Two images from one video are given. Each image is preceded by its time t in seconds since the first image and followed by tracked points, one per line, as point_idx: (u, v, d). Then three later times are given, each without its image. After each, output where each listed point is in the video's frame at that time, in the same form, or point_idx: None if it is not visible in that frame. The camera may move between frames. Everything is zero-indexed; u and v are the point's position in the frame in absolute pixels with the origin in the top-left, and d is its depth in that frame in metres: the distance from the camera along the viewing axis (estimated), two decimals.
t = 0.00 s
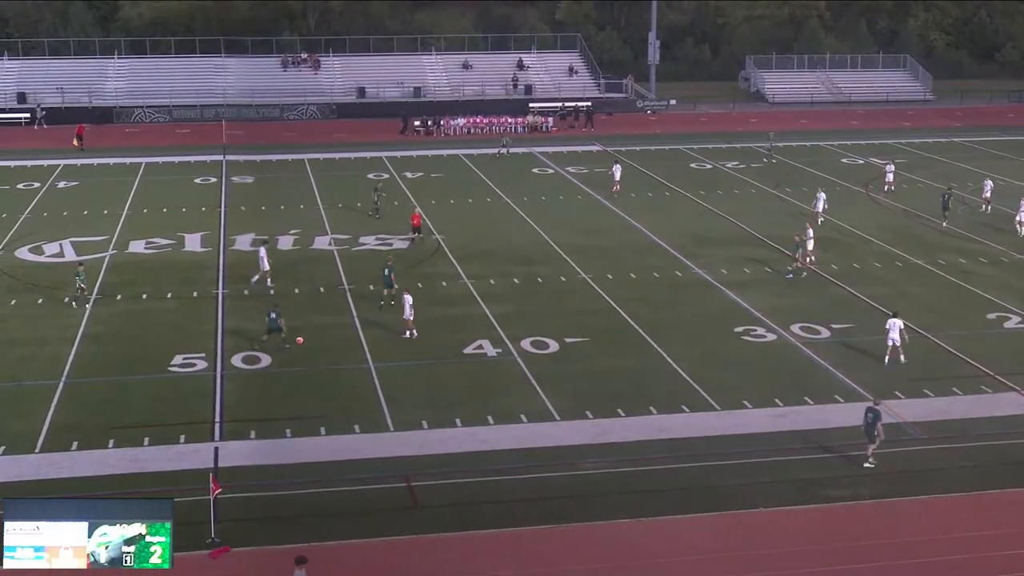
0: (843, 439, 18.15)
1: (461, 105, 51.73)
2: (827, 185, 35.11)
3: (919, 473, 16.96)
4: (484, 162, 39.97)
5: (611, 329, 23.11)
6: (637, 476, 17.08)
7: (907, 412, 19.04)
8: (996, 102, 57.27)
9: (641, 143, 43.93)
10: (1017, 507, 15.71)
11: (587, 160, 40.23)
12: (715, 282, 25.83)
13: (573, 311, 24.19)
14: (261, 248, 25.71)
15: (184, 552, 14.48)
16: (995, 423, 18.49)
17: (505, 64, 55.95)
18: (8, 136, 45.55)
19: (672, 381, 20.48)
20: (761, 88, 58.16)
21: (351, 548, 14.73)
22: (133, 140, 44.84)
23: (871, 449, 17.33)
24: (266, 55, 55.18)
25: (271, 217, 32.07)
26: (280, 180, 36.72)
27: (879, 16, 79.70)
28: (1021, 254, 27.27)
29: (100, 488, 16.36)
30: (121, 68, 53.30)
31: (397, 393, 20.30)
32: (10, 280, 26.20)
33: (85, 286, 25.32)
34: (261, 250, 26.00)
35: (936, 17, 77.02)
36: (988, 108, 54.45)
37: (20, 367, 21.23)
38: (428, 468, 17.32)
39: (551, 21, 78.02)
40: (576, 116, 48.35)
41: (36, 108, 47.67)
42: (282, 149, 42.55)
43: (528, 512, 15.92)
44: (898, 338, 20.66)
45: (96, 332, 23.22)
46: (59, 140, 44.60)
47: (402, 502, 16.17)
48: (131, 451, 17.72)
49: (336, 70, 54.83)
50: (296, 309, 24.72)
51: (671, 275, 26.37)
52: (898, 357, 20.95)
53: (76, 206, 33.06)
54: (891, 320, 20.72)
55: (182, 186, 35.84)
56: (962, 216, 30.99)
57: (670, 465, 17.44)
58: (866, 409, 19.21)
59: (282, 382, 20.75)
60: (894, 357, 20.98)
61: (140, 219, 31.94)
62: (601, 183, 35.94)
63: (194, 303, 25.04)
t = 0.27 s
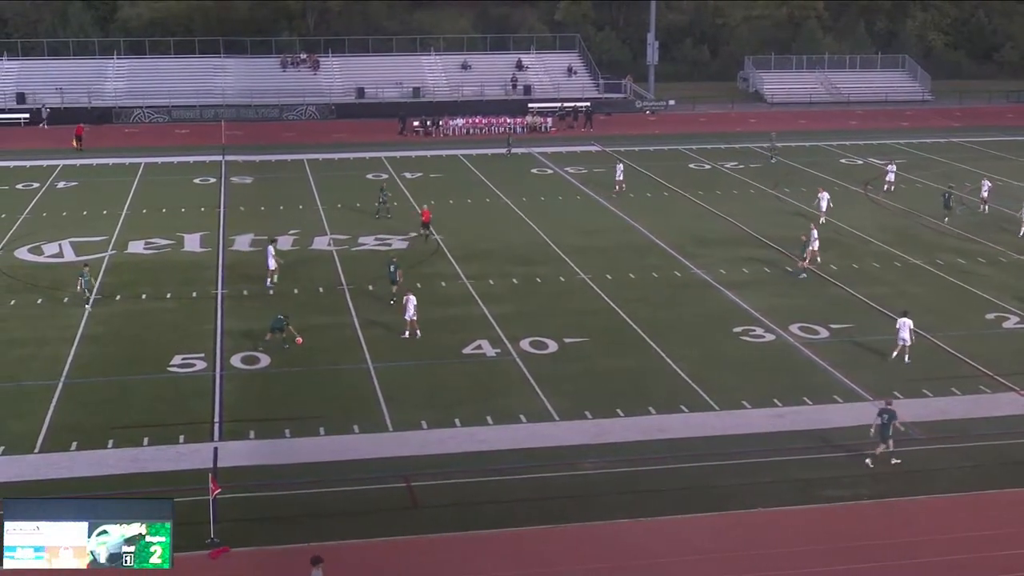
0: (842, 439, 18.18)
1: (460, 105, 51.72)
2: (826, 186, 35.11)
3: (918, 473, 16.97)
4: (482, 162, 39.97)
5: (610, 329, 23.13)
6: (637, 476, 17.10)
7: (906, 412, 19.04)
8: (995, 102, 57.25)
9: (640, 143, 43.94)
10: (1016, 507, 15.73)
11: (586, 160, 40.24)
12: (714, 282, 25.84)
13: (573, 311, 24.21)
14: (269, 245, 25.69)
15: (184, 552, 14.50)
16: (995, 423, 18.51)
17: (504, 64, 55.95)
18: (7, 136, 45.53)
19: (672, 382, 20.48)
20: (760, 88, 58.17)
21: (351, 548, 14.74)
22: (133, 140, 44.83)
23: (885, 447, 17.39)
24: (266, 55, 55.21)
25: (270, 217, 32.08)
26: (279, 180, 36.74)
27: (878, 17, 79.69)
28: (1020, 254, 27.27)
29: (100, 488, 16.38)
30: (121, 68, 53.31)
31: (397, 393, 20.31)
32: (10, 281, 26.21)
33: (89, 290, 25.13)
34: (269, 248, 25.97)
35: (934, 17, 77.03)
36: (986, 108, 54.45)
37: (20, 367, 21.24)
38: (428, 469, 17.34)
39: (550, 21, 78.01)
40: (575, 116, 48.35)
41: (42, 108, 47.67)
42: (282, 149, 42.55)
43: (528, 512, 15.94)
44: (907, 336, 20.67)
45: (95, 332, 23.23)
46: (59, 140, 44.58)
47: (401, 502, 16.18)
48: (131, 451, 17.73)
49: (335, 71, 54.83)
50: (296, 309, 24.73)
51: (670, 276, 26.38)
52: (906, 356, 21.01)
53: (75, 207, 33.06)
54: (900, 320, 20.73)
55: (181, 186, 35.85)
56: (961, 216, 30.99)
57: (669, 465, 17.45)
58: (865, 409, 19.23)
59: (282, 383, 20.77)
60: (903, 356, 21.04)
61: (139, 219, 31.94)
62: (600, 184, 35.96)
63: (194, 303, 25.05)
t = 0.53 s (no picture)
0: (838, 438, 18.26)
1: (458, 106, 51.79)
2: (823, 186, 35.20)
3: (913, 473, 17.05)
4: (480, 163, 40.03)
5: (608, 329, 23.21)
6: (634, 475, 17.17)
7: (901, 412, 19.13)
8: (992, 103, 57.31)
9: (638, 144, 44.02)
10: (1011, 507, 15.80)
11: (584, 161, 40.33)
12: (712, 282, 25.92)
13: (570, 311, 24.29)
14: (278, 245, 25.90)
15: (184, 552, 14.56)
16: (990, 423, 18.58)
17: (502, 65, 56.03)
18: (7, 137, 45.57)
19: (669, 382, 20.55)
20: (758, 89, 58.25)
21: (350, 548, 14.82)
22: (132, 142, 44.87)
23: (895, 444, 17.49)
24: (265, 57, 55.32)
25: (269, 218, 32.15)
26: (278, 181, 36.82)
27: (875, 19, 79.78)
28: (1017, 254, 27.34)
29: (100, 488, 16.44)
30: (121, 70, 53.40)
31: (396, 393, 20.38)
32: (10, 281, 26.28)
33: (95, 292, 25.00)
34: (279, 249, 26.31)
35: (932, 18, 77.14)
36: (983, 109, 54.54)
37: (20, 368, 21.30)
38: (426, 468, 17.41)
39: (548, 23, 78.07)
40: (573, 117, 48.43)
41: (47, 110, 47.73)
42: (281, 150, 42.62)
43: (525, 512, 16.00)
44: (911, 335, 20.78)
45: (96, 333, 23.29)
46: (59, 141, 44.62)
47: (399, 502, 16.26)
48: (131, 451, 17.80)
49: (334, 72, 54.90)
50: (295, 309, 24.80)
51: (668, 276, 26.46)
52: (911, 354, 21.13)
53: (75, 208, 33.13)
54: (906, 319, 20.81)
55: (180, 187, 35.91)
56: (959, 217, 31.04)
57: (666, 465, 17.53)
58: (861, 409, 19.31)
59: (281, 383, 20.84)
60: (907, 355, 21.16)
61: (139, 220, 32.01)
62: (597, 184, 36.05)
63: (194, 304, 25.12)
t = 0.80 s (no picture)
0: (834, 438, 18.35)
1: (457, 107, 51.87)
2: (820, 187, 35.30)
3: (908, 473, 17.13)
4: (478, 164, 40.12)
5: (606, 329, 23.30)
6: (632, 475, 17.24)
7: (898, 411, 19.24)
8: (988, 105, 57.43)
9: (636, 145, 44.13)
10: (1007, 506, 15.88)
11: (582, 162, 40.43)
12: (709, 283, 26.01)
13: (568, 311, 24.38)
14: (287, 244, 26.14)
15: (183, 552, 14.61)
16: (985, 423, 18.67)
17: (500, 67, 56.14)
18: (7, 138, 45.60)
19: (667, 382, 20.64)
20: (754, 90, 58.36)
21: (350, 548, 14.88)
22: (132, 143, 44.94)
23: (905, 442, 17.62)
24: (264, 58, 55.44)
25: (268, 218, 32.22)
26: (277, 182, 36.90)
27: (871, 20, 79.93)
28: (1013, 255, 27.43)
29: (100, 488, 16.50)
30: (120, 71, 53.47)
31: (395, 394, 20.46)
32: (10, 282, 26.34)
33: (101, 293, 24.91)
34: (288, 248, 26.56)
35: (928, 20, 77.34)
36: (980, 110, 54.68)
37: (21, 369, 21.36)
38: (424, 469, 17.49)
39: (546, 24, 78.21)
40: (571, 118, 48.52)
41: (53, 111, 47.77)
42: (280, 151, 42.70)
43: (524, 512, 16.06)
44: (917, 333, 20.97)
45: (96, 333, 23.36)
46: (59, 143, 44.67)
47: (398, 502, 16.33)
48: (130, 451, 17.87)
49: (333, 73, 54.99)
50: (294, 310, 24.88)
51: (666, 277, 26.54)
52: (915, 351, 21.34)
53: (74, 209, 33.19)
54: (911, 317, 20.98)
55: (179, 188, 35.97)
56: (956, 217, 31.13)
57: (662, 464, 17.60)
58: (858, 409, 19.38)
59: (280, 383, 20.92)
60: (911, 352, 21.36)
61: (138, 221, 32.07)
62: (594, 185, 36.15)
63: (193, 304, 25.20)
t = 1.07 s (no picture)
0: (831, 439, 18.29)
1: (452, 108, 51.75)
2: (816, 187, 35.26)
3: (906, 474, 17.07)
4: (473, 165, 40.02)
5: (603, 330, 23.23)
6: (628, 477, 17.16)
7: (896, 412, 19.20)
8: (985, 105, 57.41)
9: (632, 145, 44.06)
10: (1005, 507, 15.84)
11: (578, 162, 40.35)
12: (706, 283, 25.94)
13: (565, 312, 24.30)
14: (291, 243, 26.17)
15: (178, 554, 14.51)
16: (983, 424, 18.62)
17: (495, 67, 56.03)
18: None
19: (664, 384, 20.55)
20: (751, 90, 58.31)
21: (345, 550, 14.78)
22: (125, 143, 44.74)
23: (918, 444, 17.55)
24: (258, 59, 55.27)
25: (262, 219, 32.09)
26: (272, 182, 36.76)
27: (868, 21, 79.88)
28: (1010, 255, 27.38)
29: (93, 491, 16.39)
30: (114, 72, 53.27)
31: (390, 395, 20.35)
32: (3, 283, 26.19)
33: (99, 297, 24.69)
34: (291, 248, 26.56)
35: (925, 20, 77.35)
36: (976, 110, 54.66)
37: (15, 370, 21.23)
38: (420, 471, 17.38)
39: (542, 24, 78.09)
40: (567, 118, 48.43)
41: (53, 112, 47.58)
42: (275, 152, 42.56)
43: (520, 514, 15.97)
44: (922, 331, 21.03)
45: (90, 335, 23.23)
46: (52, 143, 44.46)
47: (394, 504, 16.24)
48: (124, 453, 17.75)
49: (327, 73, 54.86)
50: (289, 311, 24.77)
51: (663, 277, 26.47)
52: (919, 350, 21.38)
53: (68, 209, 33.04)
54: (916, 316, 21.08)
55: (174, 189, 35.82)
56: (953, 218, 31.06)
57: (659, 466, 17.52)
58: (856, 410, 19.31)
59: (274, 385, 20.80)
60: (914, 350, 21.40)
61: (132, 222, 31.92)
62: (591, 185, 36.08)
63: (187, 306, 25.07)
